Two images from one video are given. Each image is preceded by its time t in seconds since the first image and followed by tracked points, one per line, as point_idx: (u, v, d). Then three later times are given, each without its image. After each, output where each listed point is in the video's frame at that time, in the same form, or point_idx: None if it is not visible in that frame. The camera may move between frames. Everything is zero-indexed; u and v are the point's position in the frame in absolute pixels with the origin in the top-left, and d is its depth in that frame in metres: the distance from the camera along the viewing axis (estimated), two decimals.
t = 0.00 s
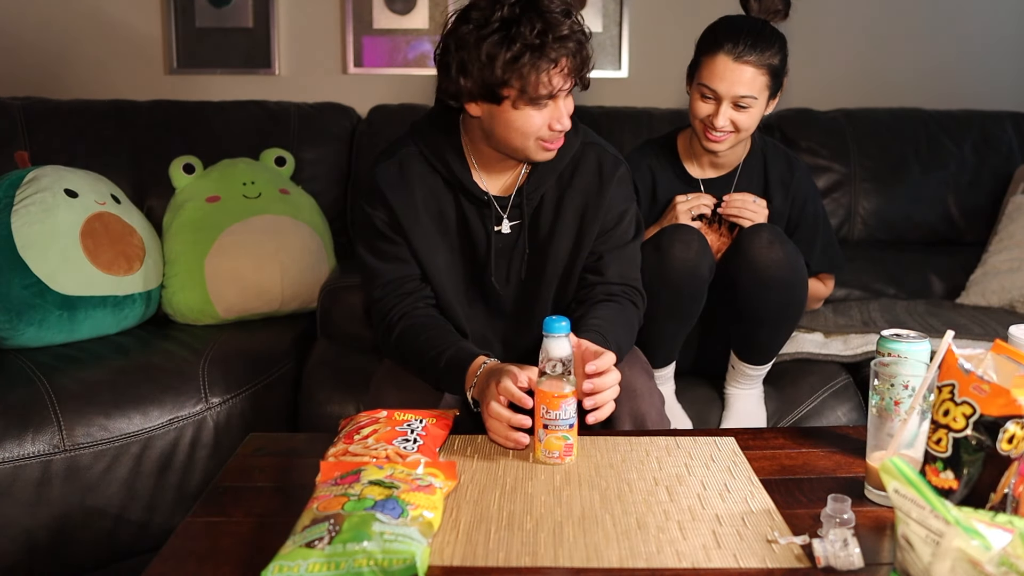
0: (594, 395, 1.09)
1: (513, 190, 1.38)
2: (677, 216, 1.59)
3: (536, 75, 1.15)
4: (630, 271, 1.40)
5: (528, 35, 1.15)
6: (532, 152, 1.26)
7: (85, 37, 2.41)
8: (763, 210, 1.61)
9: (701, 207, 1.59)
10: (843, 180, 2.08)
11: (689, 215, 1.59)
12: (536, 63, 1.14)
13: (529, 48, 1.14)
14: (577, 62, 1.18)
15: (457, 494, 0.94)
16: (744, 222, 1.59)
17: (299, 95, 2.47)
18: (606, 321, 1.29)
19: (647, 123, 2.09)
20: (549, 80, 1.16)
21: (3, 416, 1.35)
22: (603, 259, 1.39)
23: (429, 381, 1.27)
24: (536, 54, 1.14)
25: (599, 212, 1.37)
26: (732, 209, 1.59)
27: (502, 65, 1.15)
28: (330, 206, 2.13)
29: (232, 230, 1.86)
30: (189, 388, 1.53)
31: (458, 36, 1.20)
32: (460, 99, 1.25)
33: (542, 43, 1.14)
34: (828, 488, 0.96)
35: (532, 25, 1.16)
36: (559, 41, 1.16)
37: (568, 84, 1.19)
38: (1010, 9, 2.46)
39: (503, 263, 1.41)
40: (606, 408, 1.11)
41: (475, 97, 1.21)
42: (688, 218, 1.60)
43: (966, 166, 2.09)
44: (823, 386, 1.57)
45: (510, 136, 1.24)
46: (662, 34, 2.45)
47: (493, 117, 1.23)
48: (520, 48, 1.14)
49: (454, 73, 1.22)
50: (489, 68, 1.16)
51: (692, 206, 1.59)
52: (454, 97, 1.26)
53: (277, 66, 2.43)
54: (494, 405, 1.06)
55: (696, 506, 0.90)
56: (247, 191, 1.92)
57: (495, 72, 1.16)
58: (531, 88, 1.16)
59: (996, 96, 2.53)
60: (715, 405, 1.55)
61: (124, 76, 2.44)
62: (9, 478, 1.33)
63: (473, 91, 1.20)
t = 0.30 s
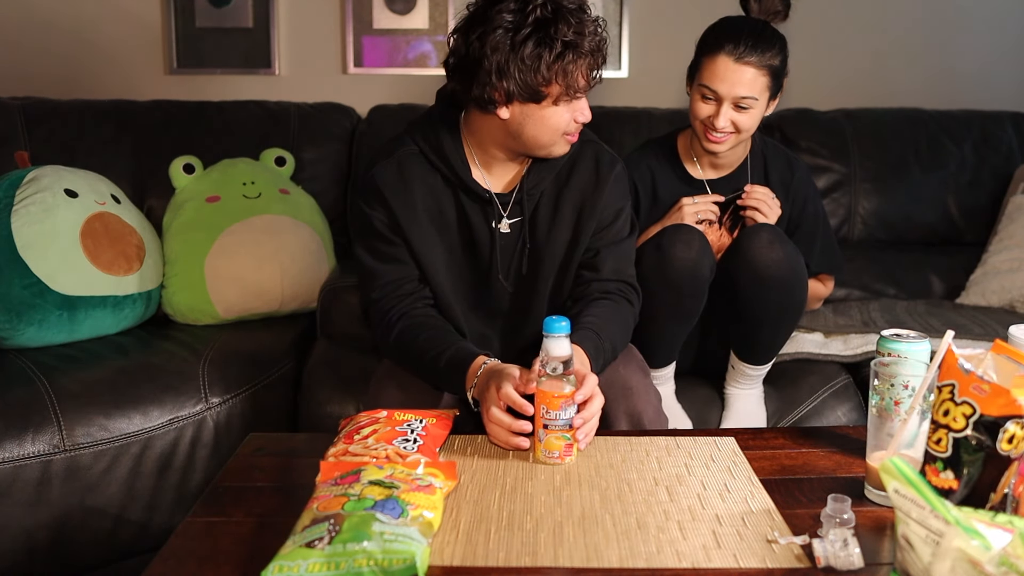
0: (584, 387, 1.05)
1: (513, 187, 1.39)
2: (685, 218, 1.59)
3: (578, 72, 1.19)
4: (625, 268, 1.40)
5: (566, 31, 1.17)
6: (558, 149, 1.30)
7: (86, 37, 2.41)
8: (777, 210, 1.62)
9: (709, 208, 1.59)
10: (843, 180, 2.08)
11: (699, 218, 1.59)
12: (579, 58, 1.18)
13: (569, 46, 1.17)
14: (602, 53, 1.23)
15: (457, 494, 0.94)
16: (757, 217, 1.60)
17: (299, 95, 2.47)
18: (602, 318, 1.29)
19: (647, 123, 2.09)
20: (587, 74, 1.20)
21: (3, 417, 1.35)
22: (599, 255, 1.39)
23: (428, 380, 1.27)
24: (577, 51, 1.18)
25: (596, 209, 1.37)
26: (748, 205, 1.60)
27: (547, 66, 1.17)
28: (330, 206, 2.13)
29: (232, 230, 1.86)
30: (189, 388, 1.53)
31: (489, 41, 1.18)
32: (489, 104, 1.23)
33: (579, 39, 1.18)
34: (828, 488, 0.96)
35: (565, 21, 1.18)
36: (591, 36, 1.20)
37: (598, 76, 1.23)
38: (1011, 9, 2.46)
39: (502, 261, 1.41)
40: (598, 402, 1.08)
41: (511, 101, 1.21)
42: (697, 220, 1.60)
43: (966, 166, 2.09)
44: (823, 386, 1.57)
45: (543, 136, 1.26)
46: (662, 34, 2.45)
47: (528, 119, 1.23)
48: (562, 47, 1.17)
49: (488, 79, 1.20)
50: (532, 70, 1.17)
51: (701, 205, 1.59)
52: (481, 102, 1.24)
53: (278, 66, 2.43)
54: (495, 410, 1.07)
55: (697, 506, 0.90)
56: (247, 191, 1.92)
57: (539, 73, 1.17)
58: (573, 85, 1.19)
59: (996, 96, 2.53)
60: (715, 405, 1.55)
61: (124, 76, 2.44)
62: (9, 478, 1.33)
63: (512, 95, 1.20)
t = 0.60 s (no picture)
0: (583, 386, 1.06)
1: (513, 187, 1.39)
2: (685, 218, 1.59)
3: (575, 73, 1.19)
4: (626, 267, 1.40)
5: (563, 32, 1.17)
6: (557, 150, 1.30)
7: (85, 37, 2.41)
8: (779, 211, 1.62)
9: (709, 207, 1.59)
10: (843, 180, 2.08)
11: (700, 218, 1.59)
12: (576, 59, 1.18)
13: (566, 47, 1.17)
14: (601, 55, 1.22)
15: (457, 494, 0.94)
16: (757, 216, 1.59)
17: (299, 95, 2.47)
18: (603, 318, 1.29)
19: (647, 123, 2.09)
20: (585, 75, 1.20)
21: (2, 417, 1.35)
22: (599, 254, 1.39)
23: (428, 380, 1.27)
24: (574, 53, 1.17)
25: (596, 208, 1.38)
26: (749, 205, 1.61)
27: (544, 68, 1.17)
28: (330, 206, 2.13)
29: (232, 230, 1.86)
30: (189, 388, 1.53)
31: (487, 43, 1.19)
32: (487, 107, 1.23)
33: (576, 41, 1.17)
34: (828, 488, 0.96)
35: (562, 22, 1.18)
36: (589, 37, 1.19)
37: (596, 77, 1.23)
38: (1011, 9, 2.46)
39: (502, 261, 1.41)
40: (597, 398, 1.09)
41: (509, 102, 1.21)
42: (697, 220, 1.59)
43: (966, 166, 2.09)
44: (823, 386, 1.57)
45: (541, 137, 1.26)
46: (662, 34, 2.45)
47: (525, 120, 1.24)
48: (559, 49, 1.17)
49: (485, 81, 1.20)
50: (529, 72, 1.17)
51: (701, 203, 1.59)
52: (479, 104, 1.24)
53: (278, 66, 2.43)
54: (501, 410, 1.07)
55: (697, 506, 0.90)
56: (247, 190, 1.92)
57: (536, 76, 1.17)
58: (570, 86, 1.19)
59: (996, 96, 2.53)
60: (715, 405, 1.55)
61: (124, 76, 2.44)
62: (9, 478, 1.33)
63: (509, 97, 1.20)
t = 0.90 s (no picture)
0: (586, 385, 1.06)
1: (513, 185, 1.39)
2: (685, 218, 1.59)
3: (577, 76, 1.19)
4: (625, 266, 1.40)
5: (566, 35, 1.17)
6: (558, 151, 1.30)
7: (85, 37, 2.41)
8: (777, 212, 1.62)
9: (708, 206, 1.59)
10: (843, 180, 2.08)
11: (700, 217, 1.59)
12: (579, 63, 1.18)
13: (569, 51, 1.17)
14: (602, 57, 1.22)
15: (457, 494, 0.94)
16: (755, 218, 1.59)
17: (299, 95, 2.47)
18: (603, 317, 1.29)
19: (646, 123, 2.09)
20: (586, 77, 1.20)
21: (2, 417, 1.35)
22: (599, 253, 1.39)
23: (428, 380, 1.27)
24: (576, 56, 1.17)
25: (595, 207, 1.38)
26: (746, 206, 1.60)
27: (546, 71, 1.17)
28: (330, 206, 2.13)
29: (232, 230, 1.86)
30: (188, 388, 1.53)
31: (489, 46, 1.18)
32: (488, 109, 1.23)
33: (578, 44, 1.17)
34: (828, 488, 0.96)
35: (563, 24, 1.18)
36: (590, 40, 1.19)
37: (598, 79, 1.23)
38: (1011, 9, 2.46)
39: (502, 260, 1.41)
40: (599, 397, 1.08)
41: (511, 105, 1.21)
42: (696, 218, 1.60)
43: (966, 166, 2.09)
44: (823, 386, 1.57)
45: (543, 138, 1.26)
46: (662, 34, 2.45)
47: (527, 122, 1.23)
48: (561, 52, 1.17)
49: (487, 84, 1.20)
50: (531, 75, 1.17)
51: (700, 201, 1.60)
52: (481, 106, 1.24)
53: (277, 66, 2.44)
54: (501, 408, 1.07)
55: (697, 506, 0.90)
56: (247, 190, 1.92)
57: (539, 79, 1.17)
58: (572, 89, 1.19)
59: (996, 96, 2.53)
60: (715, 405, 1.55)
61: (124, 76, 2.44)
62: (9, 478, 1.33)
63: (511, 99, 1.20)
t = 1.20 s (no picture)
0: (585, 385, 1.05)
1: (511, 186, 1.39)
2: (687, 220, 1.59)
3: (572, 75, 1.18)
4: (625, 266, 1.40)
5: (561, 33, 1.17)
6: (555, 151, 1.30)
7: (85, 37, 2.41)
8: (775, 211, 1.62)
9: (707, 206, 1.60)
10: (843, 180, 2.08)
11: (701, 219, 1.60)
12: (574, 61, 1.18)
13: (563, 50, 1.17)
14: (597, 56, 1.22)
15: (457, 494, 0.94)
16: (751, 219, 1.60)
17: (299, 95, 2.47)
18: (604, 317, 1.29)
19: (646, 123, 2.09)
20: (582, 77, 1.20)
21: (2, 417, 1.35)
22: (599, 253, 1.39)
23: (428, 380, 1.27)
24: (571, 55, 1.17)
25: (595, 207, 1.38)
26: (742, 207, 1.60)
27: (540, 70, 1.17)
28: (330, 207, 2.13)
29: (232, 230, 1.86)
30: (188, 388, 1.53)
31: (484, 44, 1.18)
32: (483, 107, 1.23)
33: (573, 43, 1.17)
34: (828, 488, 0.96)
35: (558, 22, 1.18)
36: (586, 39, 1.19)
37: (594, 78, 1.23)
38: (1011, 9, 2.46)
39: (502, 260, 1.41)
40: (598, 398, 1.08)
41: (506, 103, 1.21)
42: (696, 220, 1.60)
43: (966, 166, 2.09)
44: (823, 386, 1.57)
45: (539, 137, 1.26)
46: (662, 34, 2.45)
47: (522, 121, 1.23)
48: (556, 51, 1.16)
49: (482, 82, 1.20)
50: (525, 74, 1.17)
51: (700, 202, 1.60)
52: (475, 105, 1.24)
53: (278, 66, 2.44)
54: (500, 408, 1.07)
55: (696, 506, 0.90)
56: (247, 190, 1.92)
57: (533, 77, 1.17)
58: (567, 88, 1.19)
59: (996, 96, 2.53)
60: (715, 405, 1.55)
61: (124, 76, 2.44)
62: (9, 478, 1.33)
63: (506, 98, 1.20)
